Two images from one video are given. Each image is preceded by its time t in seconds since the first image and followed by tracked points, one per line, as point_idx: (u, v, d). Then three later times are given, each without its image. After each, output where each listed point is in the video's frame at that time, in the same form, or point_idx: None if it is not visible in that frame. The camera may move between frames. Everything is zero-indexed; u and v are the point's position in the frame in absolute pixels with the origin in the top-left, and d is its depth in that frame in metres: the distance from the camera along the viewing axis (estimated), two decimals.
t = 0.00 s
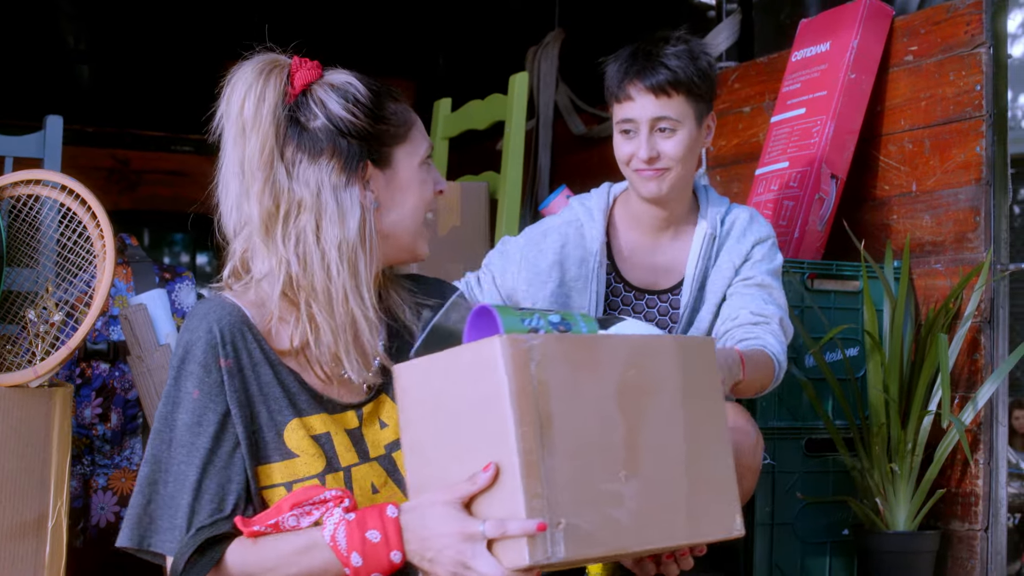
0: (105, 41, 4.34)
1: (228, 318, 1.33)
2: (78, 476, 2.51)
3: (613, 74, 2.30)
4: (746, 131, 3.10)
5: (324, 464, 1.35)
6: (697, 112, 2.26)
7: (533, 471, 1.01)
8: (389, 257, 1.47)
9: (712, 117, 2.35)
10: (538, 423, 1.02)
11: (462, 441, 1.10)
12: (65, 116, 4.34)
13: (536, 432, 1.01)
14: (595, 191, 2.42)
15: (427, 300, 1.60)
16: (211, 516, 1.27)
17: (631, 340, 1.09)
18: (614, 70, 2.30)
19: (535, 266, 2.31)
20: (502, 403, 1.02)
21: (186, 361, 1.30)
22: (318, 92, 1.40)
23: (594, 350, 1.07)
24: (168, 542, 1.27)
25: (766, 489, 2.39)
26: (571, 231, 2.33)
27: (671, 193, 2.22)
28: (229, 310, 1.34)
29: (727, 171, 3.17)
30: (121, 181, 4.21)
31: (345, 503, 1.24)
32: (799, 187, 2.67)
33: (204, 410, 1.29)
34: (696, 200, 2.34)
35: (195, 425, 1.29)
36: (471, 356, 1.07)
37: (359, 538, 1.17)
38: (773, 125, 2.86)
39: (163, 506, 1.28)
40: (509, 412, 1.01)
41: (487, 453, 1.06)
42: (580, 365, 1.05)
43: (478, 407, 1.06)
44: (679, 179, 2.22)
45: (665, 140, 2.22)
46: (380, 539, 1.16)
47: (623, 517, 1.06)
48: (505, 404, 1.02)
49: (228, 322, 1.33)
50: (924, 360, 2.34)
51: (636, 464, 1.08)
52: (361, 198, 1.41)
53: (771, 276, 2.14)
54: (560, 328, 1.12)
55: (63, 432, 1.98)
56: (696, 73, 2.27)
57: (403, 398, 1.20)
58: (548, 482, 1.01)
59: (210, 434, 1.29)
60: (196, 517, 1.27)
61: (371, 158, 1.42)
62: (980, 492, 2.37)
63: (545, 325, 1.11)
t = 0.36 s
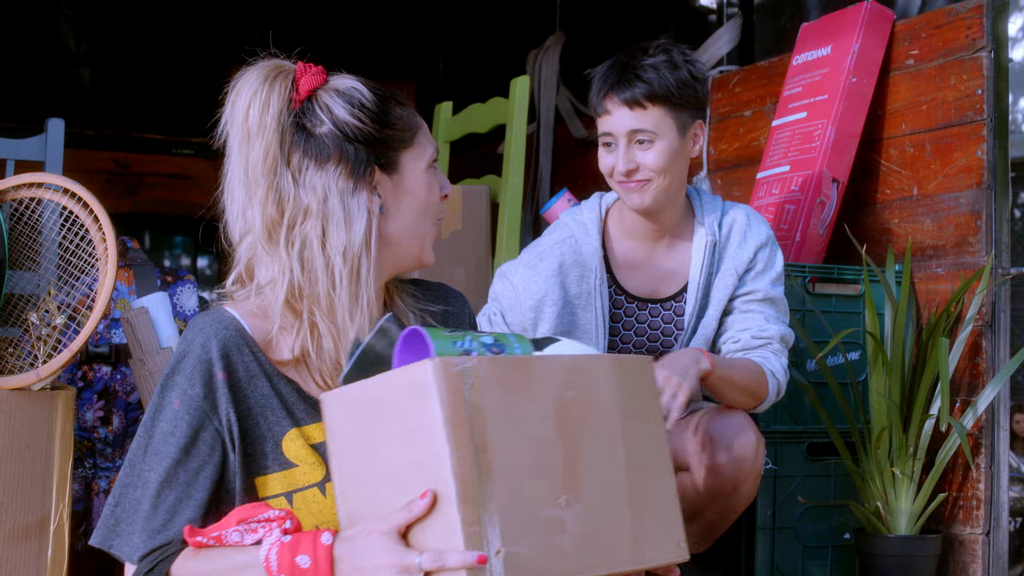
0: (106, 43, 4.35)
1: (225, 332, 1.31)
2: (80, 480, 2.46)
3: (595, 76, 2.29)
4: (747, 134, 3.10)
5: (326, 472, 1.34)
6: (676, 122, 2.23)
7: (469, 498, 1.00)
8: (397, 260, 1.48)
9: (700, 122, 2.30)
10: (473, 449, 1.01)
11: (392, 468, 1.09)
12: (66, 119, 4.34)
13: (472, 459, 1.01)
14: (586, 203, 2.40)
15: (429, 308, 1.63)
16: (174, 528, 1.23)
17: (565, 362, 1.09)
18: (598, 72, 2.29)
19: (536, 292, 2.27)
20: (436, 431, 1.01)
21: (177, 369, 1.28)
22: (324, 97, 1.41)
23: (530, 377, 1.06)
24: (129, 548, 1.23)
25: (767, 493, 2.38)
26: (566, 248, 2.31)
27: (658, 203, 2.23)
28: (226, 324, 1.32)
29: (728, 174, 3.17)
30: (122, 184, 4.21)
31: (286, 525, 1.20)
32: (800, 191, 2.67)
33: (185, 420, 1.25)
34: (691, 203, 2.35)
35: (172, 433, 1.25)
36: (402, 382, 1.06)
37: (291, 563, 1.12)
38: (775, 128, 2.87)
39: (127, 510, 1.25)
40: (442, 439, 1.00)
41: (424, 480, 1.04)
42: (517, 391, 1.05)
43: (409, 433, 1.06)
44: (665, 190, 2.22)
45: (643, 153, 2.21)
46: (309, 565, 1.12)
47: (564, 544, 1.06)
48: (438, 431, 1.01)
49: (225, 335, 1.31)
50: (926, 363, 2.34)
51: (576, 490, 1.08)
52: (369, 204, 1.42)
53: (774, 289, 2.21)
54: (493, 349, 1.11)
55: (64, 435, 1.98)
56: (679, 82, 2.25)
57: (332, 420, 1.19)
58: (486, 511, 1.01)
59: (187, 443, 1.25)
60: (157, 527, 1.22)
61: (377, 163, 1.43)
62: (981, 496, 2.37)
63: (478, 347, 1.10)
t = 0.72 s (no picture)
0: (113, 43, 4.36)
1: (233, 334, 1.31)
2: (85, 477, 2.44)
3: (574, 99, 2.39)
4: (754, 135, 3.10)
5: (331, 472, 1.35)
6: (648, 146, 2.29)
7: (443, 525, 0.93)
8: (414, 259, 1.49)
9: (681, 143, 2.31)
10: (448, 472, 0.94)
11: (370, 486, 1.03)
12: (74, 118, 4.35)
13: (447, 482, 0.94)
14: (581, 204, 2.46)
15: (442, 310, 1.64)
16: (179, 527, 1.23)
17: (555, 375, 1.00)
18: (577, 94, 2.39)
19: (534, 278, 2.32)
20: (411, 452, 0.94)
21: (186, 370, 1.28)
22: (341, 99, 1.42)
23: (515, 395, 0.98)
24: (136, 547, 1.23)
25: (773, 493, 2.38)
26: (566, 239, 2.35)
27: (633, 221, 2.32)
28: (233, 326, 1.32)
29: (734, 175, 3.17)
30: (128, 184, 4.25)
31: (267, 537, 1.16)
32: (807, 191, 2.67)
33: (192, 422, 1.25)
34: (682, 203, 2.38)
35: (179, 434, 1.25)
36: (378, 400, 0.99)
37: None
38: (781, 129, 2.86)
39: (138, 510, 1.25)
40: (417, 461, 0.94)
41: (400, 504, 0.98)
42: (499, 411, 0.97)
43: (384, 450, 0.99)
44: (636, 212, 2.30)
45: (613, 177, 2.30)
46: None
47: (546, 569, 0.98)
48: (413, 451, 0.94)
49: (234, 337, 1.31)
50: (932, 365, 2.34)
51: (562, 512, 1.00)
52: (385, 204, 1.43)
53: (762, 290, 2.20)
54: (474, 366, 1.05)
55: (70, 433, 1.97)
56: (647, 103, 2.28)
57: (311, 429, 1.13)
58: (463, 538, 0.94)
59: (194, 445, 1.24)
60: (163, 526, 1.22)
61: (394, 164, 1.44)
62: (987, 497, 2.37)
63: (457, 362, 1.03)
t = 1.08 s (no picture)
0: (119, 36, 4.36)
1: (246, 328, 1.32)
2: (90, 469, 2.39)
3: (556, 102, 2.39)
4: (760, 131, 3.09)
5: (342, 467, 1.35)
6: (631, 146, 2.29)
7: (451, 542, 0.93)
8: (429, 253, 1.49)
9: (662, 141, 2.32)
10: (459, 487, 0.93)
11: (380, 496, 1.02)
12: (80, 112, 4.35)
13: (457, 498, 0.93)
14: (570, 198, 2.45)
15: (453, 308, 1.64)
16: (198, 520, 1.22)
17: (567, 390, 1.00)
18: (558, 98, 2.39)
19: (527, 278, 2.32)
20: (424, 466, 0.94)
21: (199, 364, 1.28)
22: (361, 94, 1.43)
23: (528, 409, 0.97)
24: (156, 541, 1.23)
25: (778, 489, 2.39)
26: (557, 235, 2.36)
27: (618, 220, 2.32)
28: (247, 319, 1.32)
29: (741, 171, 3.17)
30: (133, 177, 4.20)
31: (277, 542, 1.14)
32: (813, 187, 2.67)
33: (207, 415, 1.25)
34: (665, 198, 2.40)
35: (195, 427, 1.25)
36: (389, 412, 0.98)
37: None
38: (787, 125, 2.85)
39: (155, 503, 1.25)
40: (429, 475, 0.93)
41: (410, 517, 0.97)
42: (512, 427, 0.96)
43: (396, 464, 0.98)
44: (620, 210, 2.31)
45: (596, 177, 2.30)
46: None
47: None
48: (426, 465, 0.94)
49: (247, 330, 1.31)
50: (936, 361, 2.33)
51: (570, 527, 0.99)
52: (403, 200, 1.44)
53: (750, 275, 2.22)
54: (488, 380, 1.04)
55: (75, 426, 1.96)
56: (631, 100, 2.30)
57: (322, 431, 1.10)
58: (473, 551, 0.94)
59: (210, 437, 1.25)
60: (181, 520, 1.22)
61: (412, 160, 1.45)
62: (991, 494, 2.37)
63: (472, 376, 1.03)
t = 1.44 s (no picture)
0: (126, 34, 4.37)
1: (254, 328, 1.31)
2: (96, 467, 2.40)
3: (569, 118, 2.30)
4: (767, 129, 3.09)
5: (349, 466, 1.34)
6: (649, 167, 2.24)
7: (462, 566, 0.91)
8: (438, 252, 1.51)
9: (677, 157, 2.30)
10: (470, 509, 0.91)
11: (390, 514, 0.99)
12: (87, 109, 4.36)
13: (467, 521, 0.91)
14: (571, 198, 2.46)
15: (459, 307, 1.64)
16: (208, 522, 1.22)
17: (580, 408, 0.97)
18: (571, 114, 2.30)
19: (524, 285, 2.33)
20: (435, 488, 0.91)
21: (208, 364, 1.28)
22: (374, 93, 1.43)
23: (542, 429, 0.94)
24: (167, 542, 1.23)
25: (784, 487, 2.38)
26: (555, 240, 2.37)
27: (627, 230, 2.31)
28: (255, 319, 1.32)
29: (747, 168, 3.16)
30: (140, 174, 4.23)
31: (286, 552, 1.15)
32: (819, 185, 2.66)
33: (216, 416, 1.25)
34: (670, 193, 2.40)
35: (204, 428, 1.25)
36: (403, 432, 0.94)
37: None
38: (794, 123, 2.85)
39: (165, 504, 1.25)
40: (441, 498, 0.91)
41: (420, 538, 0.95)
42: (525, 448, 0.93)
43: (406, 484, 0.95)
44: (631, 221, 2.29)
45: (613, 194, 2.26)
46: None
47: None
48: (438, 488, 0.91)
49: (256, 330, 1.31)
50: (943, 359, 2.33)
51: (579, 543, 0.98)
52: (414, 200, 1.45)
53: (752, 270, 2.22)
54: (502, 402, 1.02)
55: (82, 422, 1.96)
56: (652, 117, 2.23)
57: (332, 444, 1.06)
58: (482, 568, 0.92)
59: (220, 439, 1.24)
60: (192, 522, 1.22)
61: (423, 161, 1.46)
62: (997, 492, 2.36)
63: (486, 398, 1.01)
